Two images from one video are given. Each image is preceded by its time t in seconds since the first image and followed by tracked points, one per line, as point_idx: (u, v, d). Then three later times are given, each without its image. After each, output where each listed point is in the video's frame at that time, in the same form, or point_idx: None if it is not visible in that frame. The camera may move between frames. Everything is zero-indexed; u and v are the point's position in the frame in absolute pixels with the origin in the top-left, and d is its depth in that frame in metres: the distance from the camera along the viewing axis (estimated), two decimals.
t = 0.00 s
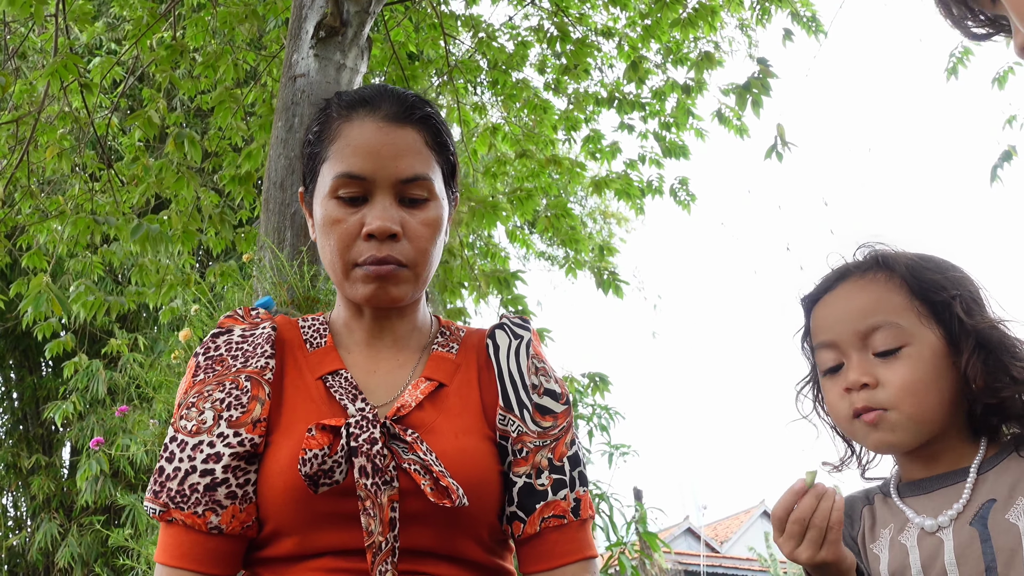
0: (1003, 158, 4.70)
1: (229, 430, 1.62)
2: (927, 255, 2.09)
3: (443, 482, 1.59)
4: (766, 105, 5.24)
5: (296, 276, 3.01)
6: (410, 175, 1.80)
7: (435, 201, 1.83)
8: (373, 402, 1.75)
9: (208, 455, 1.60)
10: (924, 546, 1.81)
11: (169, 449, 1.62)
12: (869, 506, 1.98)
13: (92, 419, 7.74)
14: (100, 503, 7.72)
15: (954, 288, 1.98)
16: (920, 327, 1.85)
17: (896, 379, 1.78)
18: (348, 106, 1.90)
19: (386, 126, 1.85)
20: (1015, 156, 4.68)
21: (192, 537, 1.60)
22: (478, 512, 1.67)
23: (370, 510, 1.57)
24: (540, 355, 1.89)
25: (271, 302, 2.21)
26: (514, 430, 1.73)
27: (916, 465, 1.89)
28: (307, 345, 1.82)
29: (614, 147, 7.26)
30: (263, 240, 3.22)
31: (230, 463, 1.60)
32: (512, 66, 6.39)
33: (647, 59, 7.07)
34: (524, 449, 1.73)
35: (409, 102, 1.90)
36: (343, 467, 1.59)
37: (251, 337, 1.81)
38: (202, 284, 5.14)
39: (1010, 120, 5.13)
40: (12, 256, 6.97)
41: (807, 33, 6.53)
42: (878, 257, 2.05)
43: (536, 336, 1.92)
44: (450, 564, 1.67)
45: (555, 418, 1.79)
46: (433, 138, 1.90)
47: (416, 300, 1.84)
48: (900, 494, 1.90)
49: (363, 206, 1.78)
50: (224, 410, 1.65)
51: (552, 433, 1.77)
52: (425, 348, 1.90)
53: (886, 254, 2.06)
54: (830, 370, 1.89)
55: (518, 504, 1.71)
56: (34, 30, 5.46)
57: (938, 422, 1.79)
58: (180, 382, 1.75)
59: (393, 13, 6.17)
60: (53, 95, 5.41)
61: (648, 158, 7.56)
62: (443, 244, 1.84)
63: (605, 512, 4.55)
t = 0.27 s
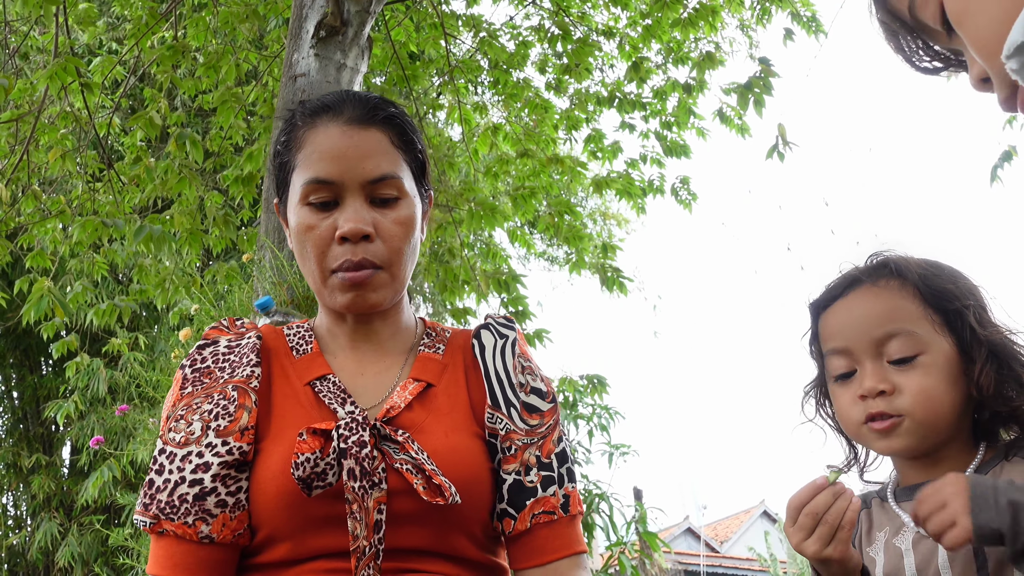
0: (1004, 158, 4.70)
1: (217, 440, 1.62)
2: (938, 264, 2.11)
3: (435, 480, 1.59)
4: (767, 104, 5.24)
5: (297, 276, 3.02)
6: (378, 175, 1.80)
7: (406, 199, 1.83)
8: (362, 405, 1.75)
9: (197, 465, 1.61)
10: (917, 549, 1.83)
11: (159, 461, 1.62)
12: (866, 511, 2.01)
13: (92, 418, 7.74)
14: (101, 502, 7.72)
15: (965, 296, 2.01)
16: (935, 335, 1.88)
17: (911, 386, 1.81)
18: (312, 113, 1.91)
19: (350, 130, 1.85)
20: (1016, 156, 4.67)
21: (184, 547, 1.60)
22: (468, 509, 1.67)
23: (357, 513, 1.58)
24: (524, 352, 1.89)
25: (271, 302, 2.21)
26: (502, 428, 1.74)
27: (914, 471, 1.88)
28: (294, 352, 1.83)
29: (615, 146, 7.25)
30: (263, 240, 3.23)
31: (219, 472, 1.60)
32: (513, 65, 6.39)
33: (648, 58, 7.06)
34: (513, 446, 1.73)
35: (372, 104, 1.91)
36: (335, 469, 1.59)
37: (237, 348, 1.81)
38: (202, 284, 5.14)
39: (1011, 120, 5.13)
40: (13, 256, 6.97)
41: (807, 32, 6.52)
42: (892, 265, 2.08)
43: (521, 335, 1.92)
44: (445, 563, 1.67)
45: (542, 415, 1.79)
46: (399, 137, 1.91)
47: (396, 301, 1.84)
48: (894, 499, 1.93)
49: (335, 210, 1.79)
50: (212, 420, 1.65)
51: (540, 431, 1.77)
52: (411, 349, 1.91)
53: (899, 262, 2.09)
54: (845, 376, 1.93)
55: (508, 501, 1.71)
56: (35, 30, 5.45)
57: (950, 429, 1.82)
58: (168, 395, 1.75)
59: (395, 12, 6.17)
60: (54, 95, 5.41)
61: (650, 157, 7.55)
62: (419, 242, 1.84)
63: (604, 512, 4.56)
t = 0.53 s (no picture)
0: (1005, 159, 4.70)
1: (214, 444, 1.63)
2: (926, 270, 2.13)
3: (431, 480, 1.59)
4: (768, 104, 5.24)
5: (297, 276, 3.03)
6: (363, 177, 1.80)
7: (393, 199, 1.83)
8: (356, 407, 1.75)
9: (195, 470, 1.61)
10: (911, 552, 1.88)
11: (156, 467, 1.62)
12: (864, 515, 2.06)
13: (93, 418, 7.75)
14: (102, 502, 7.72)
15: (956, 301, 2.03)
16: (927, 340, 1.90)
17: (907, 392, 1.82)
18: (294, 117, 1.91)
19: (333, 132, 1.85)
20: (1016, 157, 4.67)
21: (185, 553, 1.59)
22: (466, 507, 1.67)
23: (357, 513, 1.58)
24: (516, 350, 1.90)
25: (271, 302, 2.21)
26: (495, 426, 1.74)
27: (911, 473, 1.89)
28: (287, 355, 1.83)
29: (616, 145, 7.25)
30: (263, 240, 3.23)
31: (217, 476, 1.60)
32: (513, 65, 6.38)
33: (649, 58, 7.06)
34: (508, 443, 1.73)
35: (354, 104, 1.90)
36: (332, 471, 1.59)
37: (229, 352, 1.81)
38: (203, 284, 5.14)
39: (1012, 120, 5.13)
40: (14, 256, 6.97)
41: (808, 32, 6.52)
42: (880, 272, 2.10)
43: (512, 332, 1.93)
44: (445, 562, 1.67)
45: (537, 409, 1.79)
46: (383, 137, 1.91)
47: (387, 300, 1.85)
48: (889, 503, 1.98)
49: (322, 213, 1.79)
50: (208, 424, 1.65)
51: (535, 425, 1.77)
52: (404, 348, 1.91)
53: (886, 268, 2.11)
54: (841, 384, 1.95)
55: (506, 497, 1.71)
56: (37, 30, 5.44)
57: (947, 433, 1.83)
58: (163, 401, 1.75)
59: (396, 11, 6.17)
60: (56, 95, 5.40)
61: (651, 157, 7.55)
62: (407, 242, 1.85)
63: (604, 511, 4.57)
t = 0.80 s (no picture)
0: (1005, 158, 4.70)
1: (219, 443, 1.63)
2: (915, 271, 2.13)
3: (437, 479, 1.60)
4: (769, 104, 5.24)
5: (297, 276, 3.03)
6: (365, 178, 1.80)
7: (395, 200, 1.83)
8: (360, 406, 1.76)
9: (201, 469, 1.61)
10: (913, 555, 1.88)
11: (161, 466, 1.62)
12: (871, 518, 2.06)
13: (95, 419, 7.75)
14: (104, 503, 7.73)
15: (945, 300, 2.03)
16: (918, 342, 1.90)
17: (901, 398, 1.82)
18: (295, 119, 1.91)
19: (334, 133, 1.85)
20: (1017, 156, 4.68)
21: (191, 552, 1.59)
22: (471, 506, 1.67)
23: (361, 511, 1.58)
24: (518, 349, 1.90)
25: (272, 303, 2.21)
26: (500, 424, 1.74)
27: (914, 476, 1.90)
28: (290, 354, 1.83)
29: (618, 145, 7.25)
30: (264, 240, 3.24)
31: (223, 475, 1.60)
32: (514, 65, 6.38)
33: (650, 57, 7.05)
34: (511, 442, 1.73)
35: (355, 106, 1.90)
36: (337, 471, 1.59)
37: (233, 351, 1.81)
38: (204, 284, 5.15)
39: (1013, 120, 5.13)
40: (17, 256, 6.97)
41: (808, 32, 6.52)
42: (868, 277, 2.11)
43: (515, 331, 1.93)
44: (448, 562, 1.67)
45: (540, 409, 1.79)
46: (384, 138, 1.90)
47: (390, 301, 1.85)
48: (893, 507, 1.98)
49: (324, 215, 1.79)
50: (213, 423, 1.65)
51: (537, 424, 1.77)
52: (407, 348, 1.91)
53: (874, 273, 2.11)
54: (837, 392, 1.95)
55: (509, 496, 1.71)
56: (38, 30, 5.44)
57: (944, 435, 1.83)
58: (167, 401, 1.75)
59: (396, 12, 6.17)
60: (57, 96, 5.40)
61: (653, 157, 7.55)
62: (409, 242, 1.85)
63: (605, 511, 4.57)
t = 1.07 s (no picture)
0: (1006, 159, 4.69)
1: (226, 439, 1.62)
2: (916, 273, 2.13)
3: (442, 480, 1.59)
4: (769, 104, 5.24)
5: (297, 277, 3.03)
6: (374, 179, 1.80)
7: (403, 201, 1.83)
8: (366, 404, 1.76)
9: (207, 464, 1.60)
10: (914, 558, 1.88)
11: (165, 461, 1.61)
12: (876, 520, 2.06)
13: (96, 419, 7.75)
14: (105, 503, 7.73)
15: (943, 302, 2.03)
16: (918, 347, 1.90)
17: (901, 404, 1.82)
18: (305, 117, 1.90)
19: (344, 133, 1.85)
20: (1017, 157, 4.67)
21: (195, 548, 1.59)
22: (475, 507, 1.67)
23: (369, 513, 1.58)
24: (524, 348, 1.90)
25: (273, 303, 2.22)
26: (508, 422, 1.74)
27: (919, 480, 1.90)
28: (296, 351, 1.83)
29: (620, 145, 7.25)
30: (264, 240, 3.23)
31: (229, 471, 1.60)
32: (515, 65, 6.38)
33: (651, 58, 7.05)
34: (518, 440, 1.73)
35: (365, 105, 1.90)
36: (343, 470, 1.59)
37: (239, 347, 1.81)
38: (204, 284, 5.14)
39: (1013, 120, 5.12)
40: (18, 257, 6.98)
41: (810, 32, 6.52)
42: (866, 282, 2.11)
43: (521, 330, 1.93)
44: (451, 563, 1.67)
45: (545, 407, 1.79)
46: (394, 138, 1.90)
47: (397, 301, 1.85)
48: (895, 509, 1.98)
49: (332, 215, 1.79)
50: (220, 419, 1.65)
51: (543, 422, 1.77)
52: (412, 348, 1.91)
53: (873, 276, 2.11)
54: (840, 398, 1.96)
55: (514, 494, 1.71)
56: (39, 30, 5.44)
57: (945, 440, 1.83)
58: (172, 396, 1.75)
59: (398, 12, 6.17)
60: (58, 96, 5.40)
61: (654, 157, 7.55)
62: (418, 243, 1.85)
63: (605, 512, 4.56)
